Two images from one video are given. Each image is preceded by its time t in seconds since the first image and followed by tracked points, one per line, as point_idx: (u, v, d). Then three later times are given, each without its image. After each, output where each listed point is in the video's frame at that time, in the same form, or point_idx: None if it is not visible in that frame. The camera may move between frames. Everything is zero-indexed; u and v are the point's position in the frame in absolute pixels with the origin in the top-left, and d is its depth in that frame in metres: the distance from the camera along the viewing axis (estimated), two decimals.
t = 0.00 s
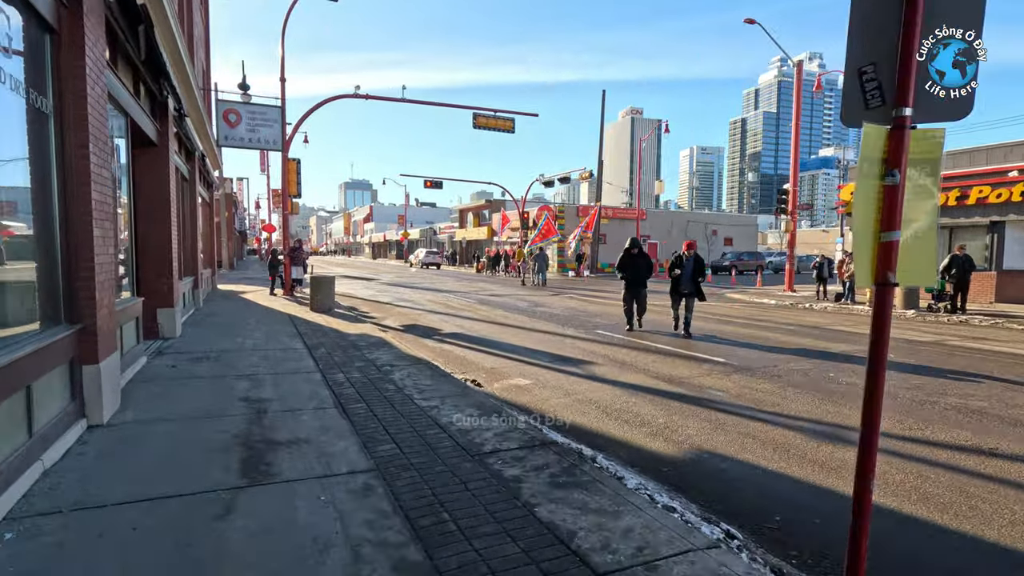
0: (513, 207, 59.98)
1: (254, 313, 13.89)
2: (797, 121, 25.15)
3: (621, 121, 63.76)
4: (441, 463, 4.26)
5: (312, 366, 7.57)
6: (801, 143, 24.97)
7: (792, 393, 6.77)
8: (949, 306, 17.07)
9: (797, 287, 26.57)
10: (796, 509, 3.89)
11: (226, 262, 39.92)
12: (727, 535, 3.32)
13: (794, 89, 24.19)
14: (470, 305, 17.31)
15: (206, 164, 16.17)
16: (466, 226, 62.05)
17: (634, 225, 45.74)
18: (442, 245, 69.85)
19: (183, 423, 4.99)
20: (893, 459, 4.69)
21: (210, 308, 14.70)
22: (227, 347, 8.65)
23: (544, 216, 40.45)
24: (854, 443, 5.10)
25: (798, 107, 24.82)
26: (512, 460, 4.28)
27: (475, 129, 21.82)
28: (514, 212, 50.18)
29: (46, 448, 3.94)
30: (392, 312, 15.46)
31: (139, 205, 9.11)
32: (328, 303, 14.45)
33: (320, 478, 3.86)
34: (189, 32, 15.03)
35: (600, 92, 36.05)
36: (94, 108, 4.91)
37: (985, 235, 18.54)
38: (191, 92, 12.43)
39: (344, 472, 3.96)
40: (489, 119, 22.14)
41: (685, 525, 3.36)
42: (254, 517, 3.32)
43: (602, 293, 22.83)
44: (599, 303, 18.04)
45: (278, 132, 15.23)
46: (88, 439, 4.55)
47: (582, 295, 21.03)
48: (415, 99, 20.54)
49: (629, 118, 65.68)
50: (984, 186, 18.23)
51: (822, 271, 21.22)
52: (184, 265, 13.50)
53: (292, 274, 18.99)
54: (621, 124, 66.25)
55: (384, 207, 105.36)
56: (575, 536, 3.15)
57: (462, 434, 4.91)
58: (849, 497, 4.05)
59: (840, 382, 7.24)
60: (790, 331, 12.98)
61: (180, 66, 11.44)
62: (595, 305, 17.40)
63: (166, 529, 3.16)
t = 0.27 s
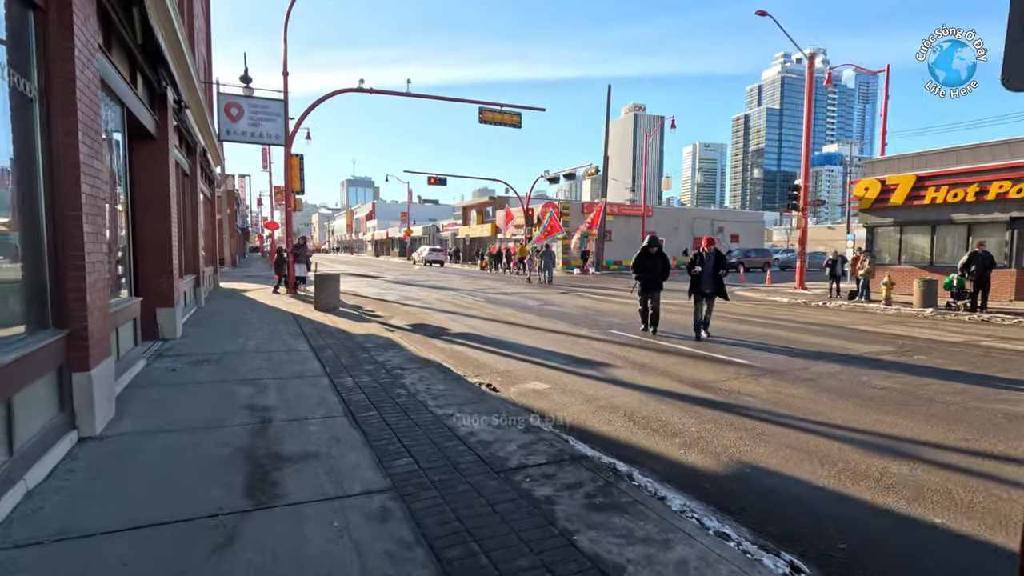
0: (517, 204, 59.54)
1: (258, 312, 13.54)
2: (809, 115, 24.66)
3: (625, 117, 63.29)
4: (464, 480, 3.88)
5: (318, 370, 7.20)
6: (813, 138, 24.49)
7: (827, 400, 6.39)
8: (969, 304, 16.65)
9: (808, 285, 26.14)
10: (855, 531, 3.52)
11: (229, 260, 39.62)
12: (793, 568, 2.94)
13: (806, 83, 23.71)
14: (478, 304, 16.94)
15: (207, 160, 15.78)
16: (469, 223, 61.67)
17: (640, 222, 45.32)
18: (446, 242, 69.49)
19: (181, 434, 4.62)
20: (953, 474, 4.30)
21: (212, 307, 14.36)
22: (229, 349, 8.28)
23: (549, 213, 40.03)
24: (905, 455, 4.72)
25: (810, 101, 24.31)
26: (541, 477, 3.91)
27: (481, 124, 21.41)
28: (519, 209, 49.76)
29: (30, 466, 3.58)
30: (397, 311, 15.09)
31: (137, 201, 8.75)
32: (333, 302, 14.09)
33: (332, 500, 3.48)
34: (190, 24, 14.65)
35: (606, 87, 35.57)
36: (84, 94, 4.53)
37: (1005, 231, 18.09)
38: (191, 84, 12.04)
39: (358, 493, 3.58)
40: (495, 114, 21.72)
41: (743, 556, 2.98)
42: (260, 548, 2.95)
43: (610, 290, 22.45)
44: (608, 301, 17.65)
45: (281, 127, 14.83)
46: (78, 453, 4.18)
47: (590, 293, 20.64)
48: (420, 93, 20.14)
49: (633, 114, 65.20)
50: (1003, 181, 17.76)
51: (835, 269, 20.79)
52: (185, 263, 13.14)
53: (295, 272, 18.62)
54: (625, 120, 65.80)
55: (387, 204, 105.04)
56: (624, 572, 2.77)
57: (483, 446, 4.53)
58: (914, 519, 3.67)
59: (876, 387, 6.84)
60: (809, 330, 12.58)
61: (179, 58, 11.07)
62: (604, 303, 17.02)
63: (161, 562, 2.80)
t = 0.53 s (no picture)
0: (519, 200, 59.18)
1: (258, 312, 13.14)
2: (818, 110, 24.22)
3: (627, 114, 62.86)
4: (490, 505, 3.48)
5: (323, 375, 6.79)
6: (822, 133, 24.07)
7: (867, 407, 5.99)
8: (987, 303, 16.26)
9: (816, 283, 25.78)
10: (934, 564, 3.12)
11: (228, 259, 39.24)
12: None
13: (815, 77, 23.28)
14: (484, 303, 16.56)
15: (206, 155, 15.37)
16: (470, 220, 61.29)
17: (643, 220, 44.93)
18: (447, 240, 69.13)
19: (175, 450, 4.21)
20: None
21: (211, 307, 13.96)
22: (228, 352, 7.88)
23: (552, 211, 39.59)
24: (968, 472, 4.32)
25: (820, 96, 23.88)
26: (576, 501, 3.50)
27: (486, 119, 20.99)
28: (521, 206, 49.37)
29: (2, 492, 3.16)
30: (401, 311, 14.69)
31: (132, 197, 8.36)
32: (335, 302, 13.68)
33: (345, 532, 3.08)
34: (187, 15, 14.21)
35: (610, 82, 35.14)
36: (67, 76, 4.12)
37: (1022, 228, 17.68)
38: (189, 76, 11.63)
39: (372, 523, 3.17)
40: (500, 109, 21.29)
41: None
42: None
43: (616, 289, 22.05)
44: (617, 300, 17.25)
45: (281, 120, 14.38)
46: (60, 473, 3.77)
47: (597, 292, 20.23)
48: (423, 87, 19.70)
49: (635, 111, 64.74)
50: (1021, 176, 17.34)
51: (847, 267, 20.38)
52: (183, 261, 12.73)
53: (296, 270, 18.21)
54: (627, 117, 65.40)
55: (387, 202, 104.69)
56: None
57: (508, 463, 4.13)
58: (995, 548, 3.27)
59: (917, 393, 6.44)
60: (827, 330, 12.19)
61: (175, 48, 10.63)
62: (613, 302, 16.62)
63: None
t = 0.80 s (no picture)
0: (520, 198, 58.78)
1: (257, 313, 12.75)
2: (827, 106, 23.81)
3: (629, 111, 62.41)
4: (514, 534, 3.09)
5: (324, 380, 6.40)
6: (831, 130, 23.66)
7: (906, 415, 5.60)
8: (1003, 302, 15.90)
9: (824, 282, 25.41)
10: None
11: (227, 257, 38.84)
12: None
13: (824, 72, 22.89)
14: (488, 302, 16.18)
15: (203, 151, 14.96)
16: (471, 219, 60.87)
17: (646, 218, 44.55)
18: (447, 238, 68.71)
19: (162, 468, 3.82)
20: None
21: (208, 307, 13.56)
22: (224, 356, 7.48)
23: (554, 209, 39.18)
24: None
25: (828, 91, 23.47)
26: (609, 530, 3.12)
27: (488, 114, 20.58)
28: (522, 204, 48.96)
29: None
30: (404, 311, 14.30)
31: (123, 193, 7.96)
32: (336, 302, 13.29)
33: (350, 569, 2.70)
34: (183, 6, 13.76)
35: (613, 79, 34.73)
36: (41, 54, 3.70)
37: None
38: (184, 68, 11.22)
39: (381, 558, 2.79)
40: (503, 104, 20.88)
41: None
42: None
43: (621, 288, 21.66)
44: (623, 299, 16.86)
45: (280, 115, 13.96)
46: (33, 495, 3.39)
47: (602, 291, 19.84)
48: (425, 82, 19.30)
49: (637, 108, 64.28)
50: None
51: (857, 265, 19.99)
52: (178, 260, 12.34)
53: (296, 269, 17.82)
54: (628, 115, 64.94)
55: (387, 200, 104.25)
56: None
57: (529, 482, 3.74)
58: None
59: (956, 400, 6.06)
60: (844, 331, 11.81)
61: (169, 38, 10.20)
62: (620, 302, 16.24)
63: None
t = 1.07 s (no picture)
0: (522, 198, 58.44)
1: (256, 315, 12.42)
2: (836, 104, 23.42)
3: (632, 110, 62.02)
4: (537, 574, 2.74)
5: (323, 389, 6.06)
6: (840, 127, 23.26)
7: (946, 428, 5.22)
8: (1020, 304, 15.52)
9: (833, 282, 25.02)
10: None
11: (227, 257, 38.54)
12: None
13: (833, 69, 22.49)
14: (492, 304, 15.82)
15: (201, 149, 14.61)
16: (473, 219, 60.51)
17: (649, 217, 44.16)
18: (449, 238, 68.36)
19: (143, 493, 3.46)
20: None
21: (206, 308, 13.22)
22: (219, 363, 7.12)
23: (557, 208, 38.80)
24: None
25: (838, 88, 23.05)
26: (644, 569, 2.77)
27: (492, 112, 20.22)
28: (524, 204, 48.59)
29: None
30: (406, 313, 13.96)
31: (115, 192, 7.61)
32: (336, 303, 12.94)
33: None
34: None
35: (617, 77, 34.30)
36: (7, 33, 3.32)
37: None
38: (180, 64, 10.88)
39: None
40: (506, 102, 20.51)
41: None
42: None
43: (627, 289, 21.28)
44: (631, 301, 16.48)
45: (279, 112, 13.61)
46: None
47: (608, 292, 19.47)
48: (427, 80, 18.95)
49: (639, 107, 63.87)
50: None
51: (867, 266, 19.61)
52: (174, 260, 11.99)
53: (296, 269, 17.47)
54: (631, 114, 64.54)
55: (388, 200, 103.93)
56: None
57: (550, 510, 3.38)
58: None
59: (996, 411, 5.68)
60: (860, 334, 11.45)
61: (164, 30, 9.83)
62: (626, 303, 15.88)
63: None
